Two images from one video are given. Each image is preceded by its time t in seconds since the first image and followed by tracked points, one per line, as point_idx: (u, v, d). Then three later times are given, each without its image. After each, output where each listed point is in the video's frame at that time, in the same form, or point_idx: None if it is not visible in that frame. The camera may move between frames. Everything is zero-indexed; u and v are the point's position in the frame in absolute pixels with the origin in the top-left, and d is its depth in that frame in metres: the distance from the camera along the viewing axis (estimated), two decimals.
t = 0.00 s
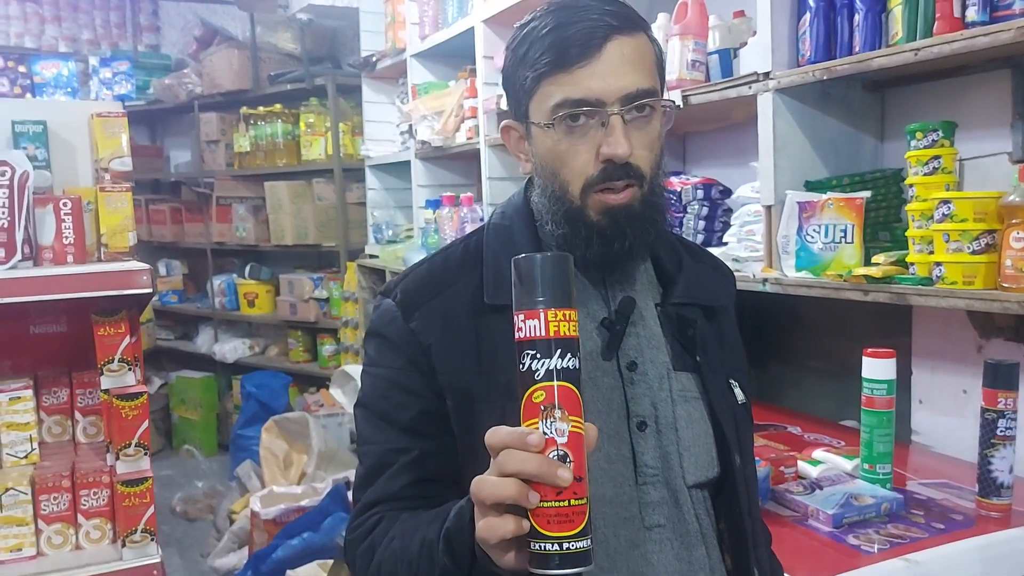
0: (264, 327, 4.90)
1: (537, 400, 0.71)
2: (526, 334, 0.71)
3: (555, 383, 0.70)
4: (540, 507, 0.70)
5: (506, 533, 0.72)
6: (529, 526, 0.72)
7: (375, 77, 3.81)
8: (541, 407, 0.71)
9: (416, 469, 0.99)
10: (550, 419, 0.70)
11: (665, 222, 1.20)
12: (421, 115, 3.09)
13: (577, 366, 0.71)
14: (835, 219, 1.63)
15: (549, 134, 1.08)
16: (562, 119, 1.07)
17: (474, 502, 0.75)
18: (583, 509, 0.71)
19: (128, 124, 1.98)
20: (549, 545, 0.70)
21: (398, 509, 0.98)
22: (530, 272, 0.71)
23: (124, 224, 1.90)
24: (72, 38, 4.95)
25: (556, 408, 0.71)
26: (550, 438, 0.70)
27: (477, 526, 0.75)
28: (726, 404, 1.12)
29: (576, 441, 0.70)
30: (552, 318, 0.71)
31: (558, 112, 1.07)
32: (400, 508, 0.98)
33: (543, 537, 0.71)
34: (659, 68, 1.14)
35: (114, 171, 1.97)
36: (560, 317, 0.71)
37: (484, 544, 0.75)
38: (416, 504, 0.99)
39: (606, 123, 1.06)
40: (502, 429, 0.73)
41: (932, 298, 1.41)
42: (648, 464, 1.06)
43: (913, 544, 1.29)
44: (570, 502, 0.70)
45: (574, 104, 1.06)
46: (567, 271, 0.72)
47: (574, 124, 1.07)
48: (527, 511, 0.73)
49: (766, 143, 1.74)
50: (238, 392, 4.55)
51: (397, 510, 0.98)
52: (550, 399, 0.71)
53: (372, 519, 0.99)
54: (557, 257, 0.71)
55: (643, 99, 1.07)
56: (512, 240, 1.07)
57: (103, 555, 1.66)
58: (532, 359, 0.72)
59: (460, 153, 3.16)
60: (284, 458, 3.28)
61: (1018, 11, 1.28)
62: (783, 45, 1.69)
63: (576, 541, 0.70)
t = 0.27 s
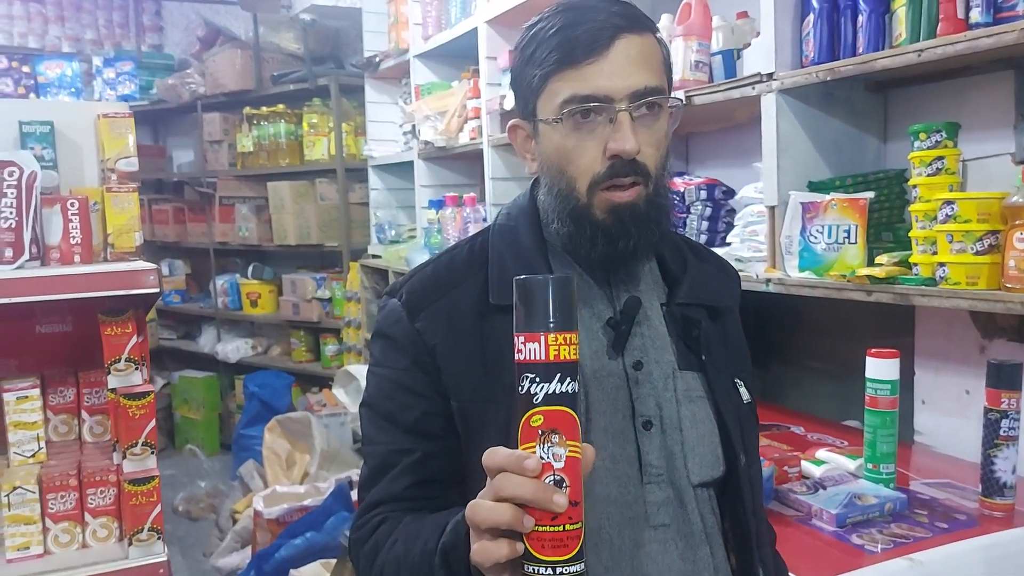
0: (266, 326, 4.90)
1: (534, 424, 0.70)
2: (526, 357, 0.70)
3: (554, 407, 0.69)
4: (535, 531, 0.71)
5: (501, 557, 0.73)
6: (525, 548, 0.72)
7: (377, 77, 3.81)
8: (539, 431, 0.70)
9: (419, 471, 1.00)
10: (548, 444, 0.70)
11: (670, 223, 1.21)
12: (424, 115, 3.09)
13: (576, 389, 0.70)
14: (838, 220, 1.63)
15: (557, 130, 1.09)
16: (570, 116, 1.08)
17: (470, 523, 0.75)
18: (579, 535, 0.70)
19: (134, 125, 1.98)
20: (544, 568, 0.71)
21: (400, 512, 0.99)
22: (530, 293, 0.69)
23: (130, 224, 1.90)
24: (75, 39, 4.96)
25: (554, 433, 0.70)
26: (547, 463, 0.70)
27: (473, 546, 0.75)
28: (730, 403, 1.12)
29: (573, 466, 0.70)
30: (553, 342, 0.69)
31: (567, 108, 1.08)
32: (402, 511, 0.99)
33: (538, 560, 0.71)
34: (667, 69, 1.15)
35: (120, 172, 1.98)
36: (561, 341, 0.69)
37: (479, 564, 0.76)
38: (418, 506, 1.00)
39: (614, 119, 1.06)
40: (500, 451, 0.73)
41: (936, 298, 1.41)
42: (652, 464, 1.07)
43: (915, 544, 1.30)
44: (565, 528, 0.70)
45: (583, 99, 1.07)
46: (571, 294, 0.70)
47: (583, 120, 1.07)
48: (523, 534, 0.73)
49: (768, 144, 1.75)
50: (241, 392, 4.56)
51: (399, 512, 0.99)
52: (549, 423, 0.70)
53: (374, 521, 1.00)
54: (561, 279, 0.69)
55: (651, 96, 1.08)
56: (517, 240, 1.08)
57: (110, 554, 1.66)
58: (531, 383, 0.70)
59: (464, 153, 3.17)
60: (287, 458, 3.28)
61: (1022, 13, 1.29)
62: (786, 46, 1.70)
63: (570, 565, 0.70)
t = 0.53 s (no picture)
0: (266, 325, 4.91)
1: (520, 425, 0.70)
2: (513, 360, 0.71)
3: (539, 409, 0.70)
4: (517, 529, 0.71)
5: (483, 553, 0.74)
6: (507, 546, 0.73)
7: (378, 77, 3.82)
8: (524, 432, 0.71)
9: (415, 469, 1.00)
10: (532, 445, 0.71)
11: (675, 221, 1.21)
12: (425, 114, 3.09)
13: (562, 393, 0.71)
14: (839, 219, 1.64)
15: (572, 125, 1.09)
16: (586, 112, 1.08)
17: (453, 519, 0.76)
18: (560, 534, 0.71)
19: (138, 124, 1.99)
20: (525, 566, 0.71)
21: (393, 509, 0.99)
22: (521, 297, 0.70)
23: (134, 223, 1.91)
24: (75, 38, 4.97)
25: (539, 434, 0.70)
26: (531, 464, 0.71)
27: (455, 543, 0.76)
28: (734, 400, 1.13)
29: (556, 466, 0.71)
30: (541, 345, 0.70)
31: (582, 104, 1.08)
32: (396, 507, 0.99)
33: (519, 558, 0.72)
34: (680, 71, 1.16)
35: (125, 171, 1.98)
36: (549, 345, 0.70)
37: (461, 560, 0.76)
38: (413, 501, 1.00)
39: (630, 117, 1.07)
40: (484, 450, 0.74)
41: (936, 297, 1.42)
42: (657, 460, 1.08)
43: (917, 542, 1.30)
44: (547, 527, 0.70)
45: (600, 96, 1.07)
46: (559, 300, 0.71)
47: (598, 117, 1.08)
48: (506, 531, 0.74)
49: (769, 143, 1.75)
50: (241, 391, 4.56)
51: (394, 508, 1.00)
52: (534, 425, 0.70)
53: (368, 516, 1.00)
54: (550, 285, 0.70)
55: (666, 95, 1.09)
56: (521, 238, 1.09)
57: (114, 550, 1.67)
58: (518, 385, 0.71)
59: (464, 153, 3.18)
60: (287, 456, 3.29)
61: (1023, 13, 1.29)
62: (787, 46, 1.71)
63: (552, 564, 0.71)
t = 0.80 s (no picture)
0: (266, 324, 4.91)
1: (518, 418, 0.71)
2: (507, 353, 0.71)
3: (536, 401, 0.71)
4: (522, 521, 0.72)
5: (489, 546, 0.74)
6: (512, 537, 0.73)
7: (377, 76, 3.82)
8: (523, 424, 0.72)
9: (416, 463, 1.00)
10: (531, 437, 0.71)
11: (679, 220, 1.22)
12: (424, 113, 3.09)
13: (558, 383, 0.71)
14: (838, 219, 1.65)
15: (569, 131, 1.10)
16: (584, 117, 1.09)
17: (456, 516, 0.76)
18: (564, 523, 0.72)
19: (140, 123, 1.99)
20: (530, 557, 0.72)
21: (393, 500, 1.00)
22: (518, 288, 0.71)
23: (136, 221, 1.91)
24: (75, 37, 4.98)
25: (537, 425, 0.71)
26: (531, 456, 0.71)
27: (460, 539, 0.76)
28: (736, 399, 1.14)
29: (556, 457, 0.71)
30: (534, 336, 0.70)
31: (582, 109, 1.09)
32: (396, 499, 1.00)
33: (524, 550, 0.72)
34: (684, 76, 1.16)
35: (127, 169, 1.99)
36: (541, 336, 0.71)
37: (468, 555, 0.77)
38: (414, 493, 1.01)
39: (625, 126, 1.08)
40: (484, 444, 0.74)
41: (934, 296, 1.43)
42: (658, 458, 1.08)
43: (915, 539, 1.31)
44: (551, 517, 0.71)
45: (598, 103, 1.08)
46: (549, 289, 0.71)
47: (595, 124, 1.09)
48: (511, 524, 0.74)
49: (769, 142, 1.76)
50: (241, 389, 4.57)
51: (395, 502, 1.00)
52: (531, 416, 0.71)
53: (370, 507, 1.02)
54: (540, 275, 0.71)
55: (663, 106, 1.09)
56: (526, 235, 1.10)
57: (116, 546, 1.67)
58: (513, 377, 0.71)
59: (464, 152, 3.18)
60: (287, 455, 3.29)
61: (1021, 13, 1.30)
62: (787, 45, 1.71)
63: (556, 554, 0.71)
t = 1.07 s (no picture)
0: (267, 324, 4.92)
1: (517, 407, 0.72)
2: (507, 344, 0.73)
3: (535, 390, 0.72)
4: (521, 508, 0.73)
5: (489, 534, 0.75)
6: (511, 526, 0.74)
7: (379, 77, 3.84)
8: (521, 413, 0.73)
9: (421, 462, 1.01)
10: (529, 425, 0.72)
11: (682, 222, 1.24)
12: (425, 114, 3.10)
13: (556, 372, 0.73)
14: (837, 220, 1.66)
15: (574, 130, 1.11)
16: (588, 117, 1.10)
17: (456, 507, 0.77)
18: (562, 511, 0.73)
19: (143, 124, 2.00)
20: (529, 545, 0.72)
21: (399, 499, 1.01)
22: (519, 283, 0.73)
23: (140, 221, 1.93)
24: (76, 37, 5.00)
25: (536, 414, 0.72)
26: (529, 443, 0.72)
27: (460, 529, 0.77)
28: (738, 399, 1.14)
29: (554, 445, 0.72)
30: (532, 327, 0.72)
31: (586, 110, 1.10)
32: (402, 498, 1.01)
33: (523, 537, 0.73)
34: (687, 76, 1.17)
35: (130, 170, 2.00)
36: (539, 326, 0.73)
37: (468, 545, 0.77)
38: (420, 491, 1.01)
39: (630, 125, 1.09)
40: (484, 434, 0.75)
41: (932, 296, 1.44)
42: (661, 457, 1.09)
43: (913, 537, 1.32)
44: (549, 504, 0.72)
45: (602, 102, 1.09)
46: (547, 283, 0.74)
47: (600, 123, 1.10)
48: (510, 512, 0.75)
49: (769, 143, 1.77)
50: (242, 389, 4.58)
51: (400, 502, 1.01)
52: (529, 405, 0.72)
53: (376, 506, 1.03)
54: (538, 270, 0.73)
55: (668, 105, 1.11)
56: (530, 236, 1.11)
57: (120, 545, 1.68)
58: (512, 367, 0.73)
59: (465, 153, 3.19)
60: (288, 455, 3.30)
61: (1018, 15, 1.31)
62: (786, 47, 1.72)
63: (554, 541, 0.72)
